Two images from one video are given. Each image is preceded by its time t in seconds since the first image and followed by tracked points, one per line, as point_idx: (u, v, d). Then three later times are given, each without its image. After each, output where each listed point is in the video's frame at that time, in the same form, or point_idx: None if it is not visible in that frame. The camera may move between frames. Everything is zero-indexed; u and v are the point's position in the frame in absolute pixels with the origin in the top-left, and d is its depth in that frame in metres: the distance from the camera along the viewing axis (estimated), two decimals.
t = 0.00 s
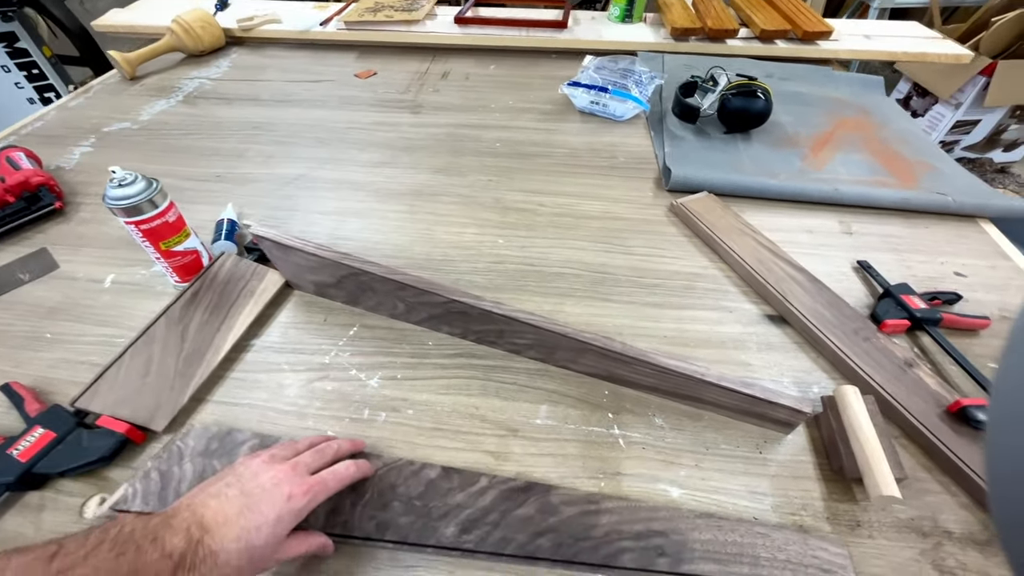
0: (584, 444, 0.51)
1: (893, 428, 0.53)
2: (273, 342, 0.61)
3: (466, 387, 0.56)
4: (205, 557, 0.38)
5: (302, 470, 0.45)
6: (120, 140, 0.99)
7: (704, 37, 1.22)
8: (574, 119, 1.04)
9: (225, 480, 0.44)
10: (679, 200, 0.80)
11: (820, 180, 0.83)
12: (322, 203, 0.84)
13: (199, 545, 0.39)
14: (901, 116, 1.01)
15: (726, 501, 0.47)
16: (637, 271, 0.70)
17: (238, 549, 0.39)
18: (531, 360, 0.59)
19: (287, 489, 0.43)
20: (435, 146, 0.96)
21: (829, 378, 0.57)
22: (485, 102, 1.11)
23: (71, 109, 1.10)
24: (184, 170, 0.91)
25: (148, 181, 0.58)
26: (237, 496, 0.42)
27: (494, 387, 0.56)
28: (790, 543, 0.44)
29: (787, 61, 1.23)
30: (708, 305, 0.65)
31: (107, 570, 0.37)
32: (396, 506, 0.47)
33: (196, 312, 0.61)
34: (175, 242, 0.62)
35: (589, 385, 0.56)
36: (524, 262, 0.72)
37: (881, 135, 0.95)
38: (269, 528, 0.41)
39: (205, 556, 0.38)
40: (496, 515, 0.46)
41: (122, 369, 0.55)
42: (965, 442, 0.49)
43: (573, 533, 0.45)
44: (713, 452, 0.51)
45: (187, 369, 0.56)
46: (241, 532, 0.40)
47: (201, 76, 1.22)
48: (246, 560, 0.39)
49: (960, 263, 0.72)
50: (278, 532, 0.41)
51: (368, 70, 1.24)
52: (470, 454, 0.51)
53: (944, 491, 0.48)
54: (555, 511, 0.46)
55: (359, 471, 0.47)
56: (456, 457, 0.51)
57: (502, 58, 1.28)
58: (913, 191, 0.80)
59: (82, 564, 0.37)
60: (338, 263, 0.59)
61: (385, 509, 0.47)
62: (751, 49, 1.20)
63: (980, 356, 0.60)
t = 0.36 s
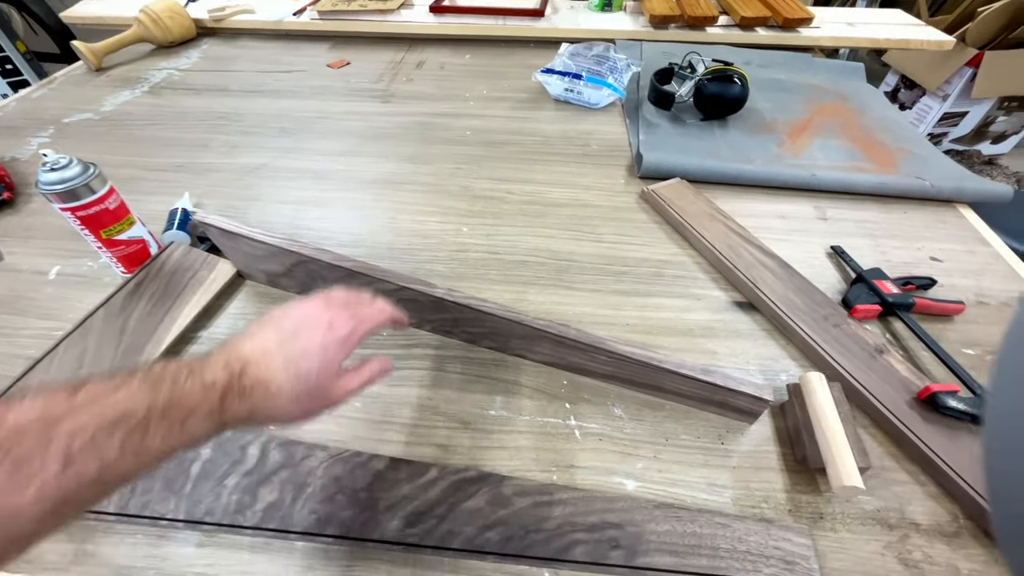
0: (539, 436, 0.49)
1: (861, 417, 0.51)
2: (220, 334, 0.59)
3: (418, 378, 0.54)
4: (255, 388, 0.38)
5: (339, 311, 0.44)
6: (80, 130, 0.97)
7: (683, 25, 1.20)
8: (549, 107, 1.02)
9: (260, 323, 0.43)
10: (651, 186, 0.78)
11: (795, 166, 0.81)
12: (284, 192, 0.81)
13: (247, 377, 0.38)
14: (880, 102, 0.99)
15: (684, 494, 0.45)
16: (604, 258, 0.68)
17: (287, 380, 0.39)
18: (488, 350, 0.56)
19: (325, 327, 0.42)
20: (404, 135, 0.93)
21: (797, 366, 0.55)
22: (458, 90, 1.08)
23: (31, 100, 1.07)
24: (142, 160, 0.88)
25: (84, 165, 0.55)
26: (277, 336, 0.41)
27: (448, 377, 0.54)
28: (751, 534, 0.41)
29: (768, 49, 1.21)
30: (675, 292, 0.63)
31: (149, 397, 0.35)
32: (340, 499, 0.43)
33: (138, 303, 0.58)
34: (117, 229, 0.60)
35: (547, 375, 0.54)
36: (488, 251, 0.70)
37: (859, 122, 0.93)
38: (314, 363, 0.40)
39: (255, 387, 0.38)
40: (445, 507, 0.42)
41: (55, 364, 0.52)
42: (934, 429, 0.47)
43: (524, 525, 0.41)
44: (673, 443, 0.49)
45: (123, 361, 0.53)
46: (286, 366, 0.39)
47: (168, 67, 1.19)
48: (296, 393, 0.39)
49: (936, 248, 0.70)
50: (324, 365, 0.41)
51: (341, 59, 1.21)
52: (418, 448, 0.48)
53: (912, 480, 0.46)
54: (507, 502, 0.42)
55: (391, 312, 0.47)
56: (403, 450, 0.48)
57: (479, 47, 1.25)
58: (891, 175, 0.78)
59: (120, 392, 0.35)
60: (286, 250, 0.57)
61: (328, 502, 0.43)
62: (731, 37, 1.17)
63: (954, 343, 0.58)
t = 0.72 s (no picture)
0: (520, 450, 0.45)
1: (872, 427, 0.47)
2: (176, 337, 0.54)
3: (390, 385, 0.49)
4: (310, 282, 0.43)
5: (372, 242, 0.50)
6: (47, 122, 0.92)
7: (680, 13, 1.15)
8: (540, 98, 0.97)
9: (304, 239, 0.48)
10: (645, 179, 0.73)
11: (797, 157, 0.77)
12: (257, 186, 0.76)
13: (302, 272, 0.43)
14: (885, 92, 0.95)
15: (678, 514, 0.41)
16: (594, 255, 0.64)
17: (334, 282, 0.45)
18: (467, 355, 0.52)
19: (365, 248, 0.48)
20: (387, 127, 0.89)
21: (801, 371, 0.51)
22: (445, 80, 1.03)
23: None
24: (110, 153, 0.83)
25: (28, 154, 0.52)
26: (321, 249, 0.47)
27: (422, 384, 0.49)
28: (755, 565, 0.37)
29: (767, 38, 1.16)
30: (670, 292, 0.59)
31: (237, 266, 0.39)
32: (297, 522, 0.39)
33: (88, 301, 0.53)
34: (68, 224, 0.55)
35: (531, 381, 0.50)
36: (471, 247, 0.65)
37: (863, 111, 0.89)
38: (356, 273, 0.46)
39: (309, 282, 0.43)
40: (412, 532, 0.38)
41: None
42: (952, 441, 0.43)
43: (499, 552, 0.37)
44: (667, 456, 0.44)
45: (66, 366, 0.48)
46: (334, 271, 0.45)
47: (144, 57, 1.14)
48: (339, 295, 0.45)
49: (948, 243, 0.66)
50: (364, 277, 0.47)
51: (324, 49, 1.16)
52: (386, 463, 0.44)
53: (929, 499, 0.42)
54: (482, 526, 0.38)
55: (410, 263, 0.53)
56: (369, 466, 0.44)
57: (469, 37, 1.20)
58: (899, 167, 0.74)
59: (212, 259, 0.39)
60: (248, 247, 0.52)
61: (283, 526, 0.39)
62: (729, 26, 1.13)
63: (969, 346, 0.54)
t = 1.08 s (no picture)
0: (518, 498, 0.41)
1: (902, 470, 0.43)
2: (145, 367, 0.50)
3: (375, 422, 0.45)
4: (289, 291, 0.43)
5: (381, 267, 0.47)
6: (19, 127, 0.87)
7: (684, 10, 1.11)
8: (538, 100, 0.93)
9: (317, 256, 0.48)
10: (649, 188, 0.69)
11: (811, 164, 0.72)
12: (238, 196, 0.72)
13: (287, 280, 0.43)
14: (899, 93, 0.90)
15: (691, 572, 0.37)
16: (596, 272, 0.60)
17: (314, 294, 0.43)
18: (460, 386, 0.48)
19: (363, 269, 0.46)
20: (377, 131, 0.84)
21: (823, 404, 0.47)
22: (439, 81, 0.99)
23: None
24: (84, 160, 0.79)
25: None
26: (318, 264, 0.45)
27: (411, 421, 0.45)
28: None
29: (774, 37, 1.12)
30: (679, 313, 0.55)
31: (221, 267, 0.41)
32: None
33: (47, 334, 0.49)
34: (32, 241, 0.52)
35: (529, 416, 0.46)
36: (465, 264, 0.61)
37: (878, 114, 0.85)
38: (341, 289, 0.44)
39: (290, 291, 0.43)
40: None
41: None
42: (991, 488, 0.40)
43: None
44: (678, 503, 0.41)
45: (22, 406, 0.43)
46: (318, 283, 0.44)
47: (125, 57, 1.09)
48: (316, 306, 0.43)
49: (972, 258, 0.62)
50: (351, 293, 0.44)
51: (313, 49, 1.11)
52: (371, 513, 0.40)
53: (970, 554, 0.38)
54: None
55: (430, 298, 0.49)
56: (353, 517, 0.40)
57: (465, 36, 1.16)
58: (918, 175, 0.70)
59: (199, 259, 0.41)
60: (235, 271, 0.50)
61: None
62: (735, 23, 1.08)
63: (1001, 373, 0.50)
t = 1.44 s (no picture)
0: (526, 530, 0.38)
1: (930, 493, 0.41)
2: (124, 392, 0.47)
3: (371, 448, 0.42)
4: (316, 339, 0.38)
5: (409, 302, 0.43)
6: None
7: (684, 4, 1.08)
8: (536, 98, 0.90)
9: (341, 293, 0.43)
10: (655, 191, 0.66)
11: (821, 164, 0.70)
12: (224, 203, 0.69)
13: (313, 327, 0.38)
14: (907, 89, 0.88)
15: None
16: (600, 281, 0.57)
17: (345, 343, 0.38)
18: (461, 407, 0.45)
19: (396, 310, 0.41)
20: (369, 132, 0.81)
21: (842, 422, 0.45)
22: (433, 79, 0.95)
23: None
24: (60, 166, 0.75)
25: None
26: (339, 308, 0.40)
27: (410, 447, 0.43)
28: None
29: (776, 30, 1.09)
30: (689, 325, 0.52)
31: (238, 314, 0.37)
32: None
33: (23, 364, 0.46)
34: None
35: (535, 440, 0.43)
36: (464, 274, 0.58)
37: (887, 111, 0.82)
38: (375, 337, 0.39)
39: (318, 338, 0.38)
40: None
41: None
42: None
43: None
44: (696, 533, 0.38)
45: None
46: (349, 332, 0.39)
47: (104, 55, 1.05)
48: (348, 356, 0.38)
49: (989, 262, 0.60)
50: (384, 339, 0.39)
51: (301, 46, 1.08)
52: (369, 551, 0.37)
53: None
54: None
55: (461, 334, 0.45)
56: (350, 555, 0.37)
57: (459, 31, 1.12)
58: (933, 176, 0.67)
59: (216, 303, 0.37)
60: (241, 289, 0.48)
61: None
62: (737, 17, 1.05)
63: None
